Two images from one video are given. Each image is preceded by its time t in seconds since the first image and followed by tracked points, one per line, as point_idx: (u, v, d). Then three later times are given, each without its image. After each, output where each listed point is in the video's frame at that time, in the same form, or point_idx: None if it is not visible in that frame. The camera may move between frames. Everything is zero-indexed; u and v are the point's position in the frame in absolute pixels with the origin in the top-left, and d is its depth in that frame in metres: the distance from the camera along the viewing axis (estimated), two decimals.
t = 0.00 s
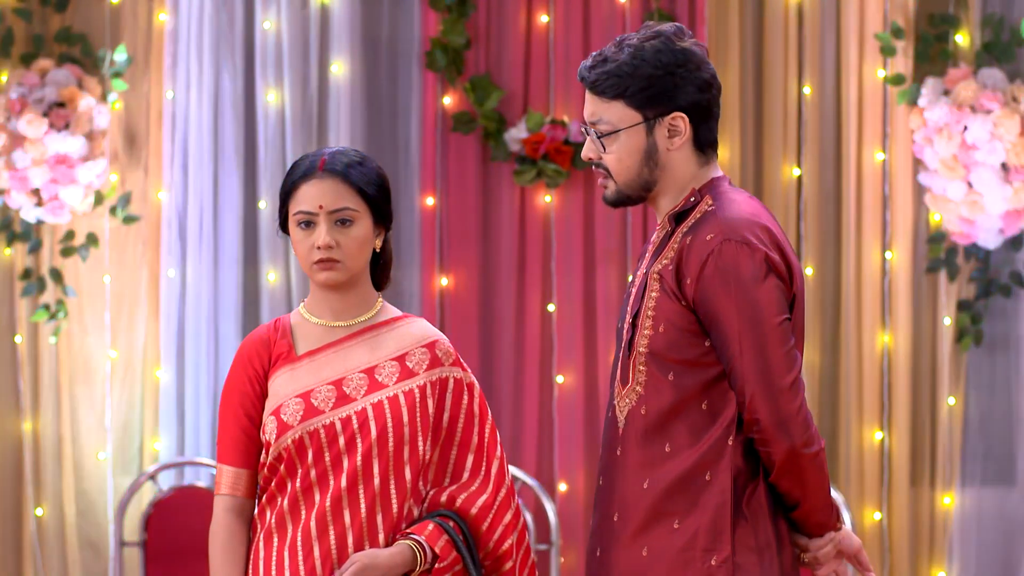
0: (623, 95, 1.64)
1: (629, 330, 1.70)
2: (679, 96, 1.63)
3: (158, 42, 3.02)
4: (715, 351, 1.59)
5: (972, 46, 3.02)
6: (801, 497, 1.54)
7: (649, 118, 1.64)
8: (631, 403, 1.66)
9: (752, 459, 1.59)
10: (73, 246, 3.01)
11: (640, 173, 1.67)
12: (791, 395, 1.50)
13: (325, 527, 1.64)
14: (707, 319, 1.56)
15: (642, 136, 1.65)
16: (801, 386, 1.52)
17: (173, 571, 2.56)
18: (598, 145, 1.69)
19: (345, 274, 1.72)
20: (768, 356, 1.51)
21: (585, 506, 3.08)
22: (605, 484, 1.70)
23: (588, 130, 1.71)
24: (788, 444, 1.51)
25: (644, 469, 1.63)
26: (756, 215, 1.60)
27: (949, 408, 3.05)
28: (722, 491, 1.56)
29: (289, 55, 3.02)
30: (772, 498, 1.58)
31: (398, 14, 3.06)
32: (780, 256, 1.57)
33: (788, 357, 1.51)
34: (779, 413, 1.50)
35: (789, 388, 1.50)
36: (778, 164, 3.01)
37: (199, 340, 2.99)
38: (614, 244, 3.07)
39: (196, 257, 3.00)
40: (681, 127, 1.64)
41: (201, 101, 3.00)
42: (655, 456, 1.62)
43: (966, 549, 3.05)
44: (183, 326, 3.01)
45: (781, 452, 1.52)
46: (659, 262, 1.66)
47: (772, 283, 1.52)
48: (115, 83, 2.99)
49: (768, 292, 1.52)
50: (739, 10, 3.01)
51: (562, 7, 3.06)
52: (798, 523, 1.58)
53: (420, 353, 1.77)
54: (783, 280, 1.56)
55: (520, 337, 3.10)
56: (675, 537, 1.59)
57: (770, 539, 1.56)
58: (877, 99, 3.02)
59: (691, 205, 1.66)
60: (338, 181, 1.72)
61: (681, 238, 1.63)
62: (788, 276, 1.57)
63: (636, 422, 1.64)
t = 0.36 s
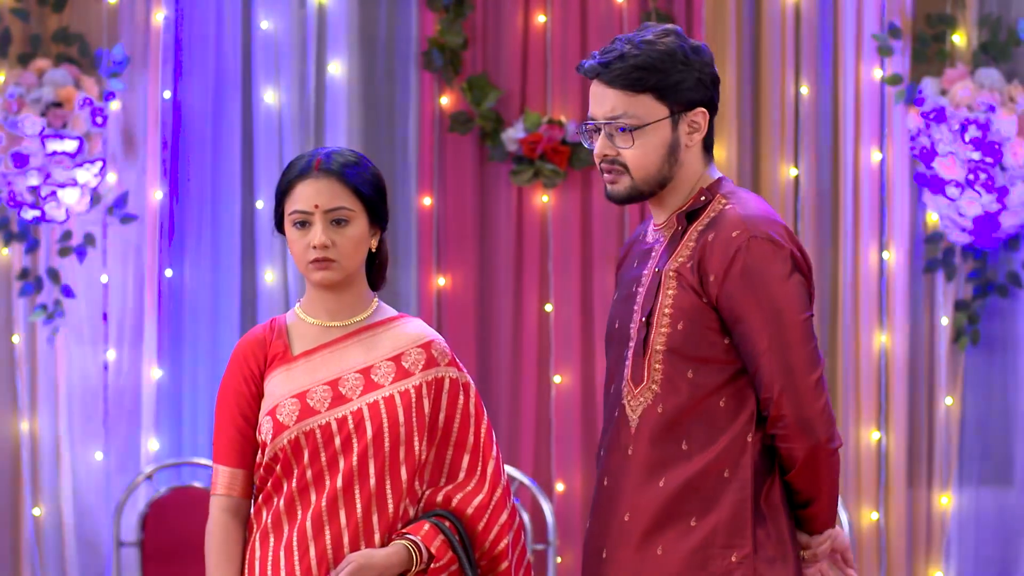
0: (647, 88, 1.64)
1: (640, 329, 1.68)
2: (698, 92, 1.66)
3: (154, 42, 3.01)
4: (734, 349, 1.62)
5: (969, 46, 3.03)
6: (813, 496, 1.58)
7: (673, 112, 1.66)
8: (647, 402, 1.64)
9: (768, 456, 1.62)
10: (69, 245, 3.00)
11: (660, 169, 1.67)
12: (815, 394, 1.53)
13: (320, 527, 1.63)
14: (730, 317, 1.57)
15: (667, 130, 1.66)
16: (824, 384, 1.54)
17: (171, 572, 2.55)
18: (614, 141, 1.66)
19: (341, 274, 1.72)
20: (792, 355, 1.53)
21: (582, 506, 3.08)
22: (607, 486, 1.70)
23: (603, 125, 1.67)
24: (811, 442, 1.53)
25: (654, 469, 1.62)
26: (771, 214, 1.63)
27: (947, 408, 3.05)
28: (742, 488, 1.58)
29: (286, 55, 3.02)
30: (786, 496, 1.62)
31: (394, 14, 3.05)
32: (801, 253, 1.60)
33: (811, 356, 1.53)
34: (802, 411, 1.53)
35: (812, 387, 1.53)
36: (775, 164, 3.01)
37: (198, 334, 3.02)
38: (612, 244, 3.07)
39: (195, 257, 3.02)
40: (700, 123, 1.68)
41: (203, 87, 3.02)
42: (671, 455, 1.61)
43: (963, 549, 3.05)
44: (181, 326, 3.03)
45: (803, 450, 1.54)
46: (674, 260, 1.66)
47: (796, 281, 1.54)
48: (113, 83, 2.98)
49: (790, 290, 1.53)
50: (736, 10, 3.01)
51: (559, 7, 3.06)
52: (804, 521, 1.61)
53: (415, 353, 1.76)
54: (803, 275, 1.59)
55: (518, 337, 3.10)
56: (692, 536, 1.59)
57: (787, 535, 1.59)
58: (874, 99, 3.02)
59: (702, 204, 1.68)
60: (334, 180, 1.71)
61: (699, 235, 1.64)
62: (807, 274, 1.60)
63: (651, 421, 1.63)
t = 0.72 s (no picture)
0: (662, 87, 1.64)
1: (650, 327, 1.67)
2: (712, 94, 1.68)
3: (153, 41, 3.01)
4: (748, 349, 1.63)
5: (968, 46, 3.02)
6: (818, 497, 1.59)
7: (687, 112, 1.66)
8: (659, 401, 1.63)
9: (778, 456, 1.63)
10: (67, 246, 2.99)
11: (670, 167, 1.67)
12: (830, 396, 1.55)
13: (319, 527, 1.63)
14: (748, 317, 1.59)
15: (679, 130, 1.66)
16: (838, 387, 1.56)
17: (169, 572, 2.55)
18: (627, 136, 1.66)
19: (338, 273, 1.71)
20: (807, 359, 1.55)
21: (581, 506, 3.08)
22: (610, 487, 1.68)
23: (616, 120, 1.67)
24: (824, 442, 1.55)
25: (661, 469, 1.62)
26: (783, 216, 1.65)
27: (945, 408, 3.05)
28: (755, 488, 1.59)
29: (284, 55, 3.02)
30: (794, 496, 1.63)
31: (391, 15, 3.05)
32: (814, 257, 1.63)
33: (826, 359, 1.55)
34: (816, 411, 1.54)
35: (827, 388, 1.54)
36: (773, 165, 3.02)
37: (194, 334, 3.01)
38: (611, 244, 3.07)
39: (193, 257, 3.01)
40: (711, 126, 1.69)
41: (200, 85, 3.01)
42: (682, 454, 1.62)
43: (961, 549, 3.05)
44: (180, 326, 3.01)
45: (816, 449, 1.55)
46: (688, 259, 1.66)
47: (812, 281, 1.57)
48: (111, 82, 2.98)
49: (803, 292, 1.55)
50: (735, 11, 3.01)
51: (558, 7, 3.05)
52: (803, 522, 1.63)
53: (414, 353, 1.76)
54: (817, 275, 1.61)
55: (516, 337, 3.09)
56: (703, 535, 1.60)
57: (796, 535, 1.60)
58: (873, 99, 3.02)
59: (712, 204, 1.69)
60: (333, 179, 1.71)
61: (712, 235, 1.65)
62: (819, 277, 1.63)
63: (662, 419, 1.63)
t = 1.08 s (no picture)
0: (651, 87, 1.64)
1: (639, 328, 1.67)
2: (701, 93, 1.67)
3: (148, 41, 3.00)
4: (736, 349, 1.62)
5: (962, 46, 3.02)
6: (808, 497, 1.60)
7: (676, 112, 1.66)
8: (646, 402, 1.63)
9: (767, 456, 1.63)
10: (63, 245, 3.00)
11: (659, 167, 1.66)
12: (817, 397, 1.55)
13: (314, 528, 1.63)
14: (734, 319, 1.59)
15: (668, 130, 1.66)
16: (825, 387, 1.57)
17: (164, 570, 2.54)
18: (616, 137, 1.66)
19: (334, 272, 1.71)
20: (793, 364, 1.55)
21: (576, 506, 3.08)
22: (601, 486, 1.68)
23: (605, 121, 1.66)
24: (812, 443, 1.56)
25: (651, 470, 1.61)
26: (772, 217, 1.65)
27: (939, 408, 3.05)
28: (743, 489, 1.59)
29: (279, 54, 3.01)
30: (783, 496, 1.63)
31: (387, 14, 3.04)
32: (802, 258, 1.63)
33: (813, 359, 1.56)
34: (803, 413, 1.55)
35: (815, 389, 1.55)
36: (769, 165, 3.02)
37: (189, 334, 2.99)
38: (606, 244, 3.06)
39: (187, 255, 3.00)
40: (701, 124, 1.68)
41: (193, 90, 3.00)
42: (671, 455, 1.61)
43: (956, 549, 3.06)
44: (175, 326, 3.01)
45: (803, 451, 1.56)
46: (677, 260, 1.66)
47: (799, 283, 1.57)
48: (106, 83, 2.98)
49: (792, 292, 1.56)
50: (730, 11, 3.01)
51: (552, 7, 3.05)
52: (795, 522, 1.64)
53: (409, 354, 1.76)
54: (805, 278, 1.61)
55: (511, 337, 3.09)
56: (692, 536, 1.59)
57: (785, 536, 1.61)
58: (868, 100, 3.02)
59: (701, 205, 1.68)
60: (329, 179, 1.71)
61: (701, 236, 1.65)
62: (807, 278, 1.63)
63: (649, 420, 1.62)
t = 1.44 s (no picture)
0: (625, 94, 1.64)
1: (627, 332, 1.68)
2: (680, 100, 1.64)
3: (147, 41, 3.00)
4: (721, 353, 1.61)
5: (961, 46, 3.02)
6: (800, 500, 1.58)
7: (650, 120, 1.65)
8: (631, 405, 1.64)
9: (754, 461, 1.62)
10: (63, 246, 2.99)
11: (633, 172, 1.67)
12: (801, 400, 1.54)
13: (314, 528, 1.63)
14: (716, 323, 1.57)
15: (640, 137, 1.65)
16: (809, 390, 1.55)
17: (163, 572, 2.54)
18: (592, 142, 1.68)
19: (335, 273, 1.71)
20: (778, 365, 1.53)
21: (575, 506, 3.08)
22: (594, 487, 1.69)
23: (582, 125, 1.69)
24: (796, 447, 1.54)
25: (643, 471, 1.61)
26: (759, 218, 1.63)
27: (938, 408, 3.05)
28: (728, 493, 1.58)
29: (278, 54, 3.01)
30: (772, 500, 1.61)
31: (386, 15, 3.05)
32: (788, 259, 1.60)
33: (796, 361, 1.54)
34: (788, 416, 1.54)
35: (799, 393, 1.53)
36: (768, 164, 3.01)
37: (189, 334, 2.99)
38: (604, 244, 3.06)
39: (186, 256, 3.00)
40: (680, 131, 1.66)
41: (191, 96, 2.99)
42: (657, 458, 1.61)
43: (955, 549, 3.06)
44: (178, 326, 2.99)
45: (788, 455, 1.55)
46: (662, 264, 1.66)
47: (782, 285, 1.55)
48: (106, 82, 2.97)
49: (776, 295, 1.54)
50: (729, 11, 3.01)
51: (551, 8, 3.05)
52: (790, 526, 1.62)
53: (409, 354, 1.76)
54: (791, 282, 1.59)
55: (510, 337, 3.09)
56: (678, 539, 1.59)
57: (773, 540, 1.59)
58: (868, 100, 3.02)
59: (690, 207, 1.67)
60: (329, 179, 1.71)
61: (687, 240, 1.64)
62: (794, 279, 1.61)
63: (636, 423, 1.63)
